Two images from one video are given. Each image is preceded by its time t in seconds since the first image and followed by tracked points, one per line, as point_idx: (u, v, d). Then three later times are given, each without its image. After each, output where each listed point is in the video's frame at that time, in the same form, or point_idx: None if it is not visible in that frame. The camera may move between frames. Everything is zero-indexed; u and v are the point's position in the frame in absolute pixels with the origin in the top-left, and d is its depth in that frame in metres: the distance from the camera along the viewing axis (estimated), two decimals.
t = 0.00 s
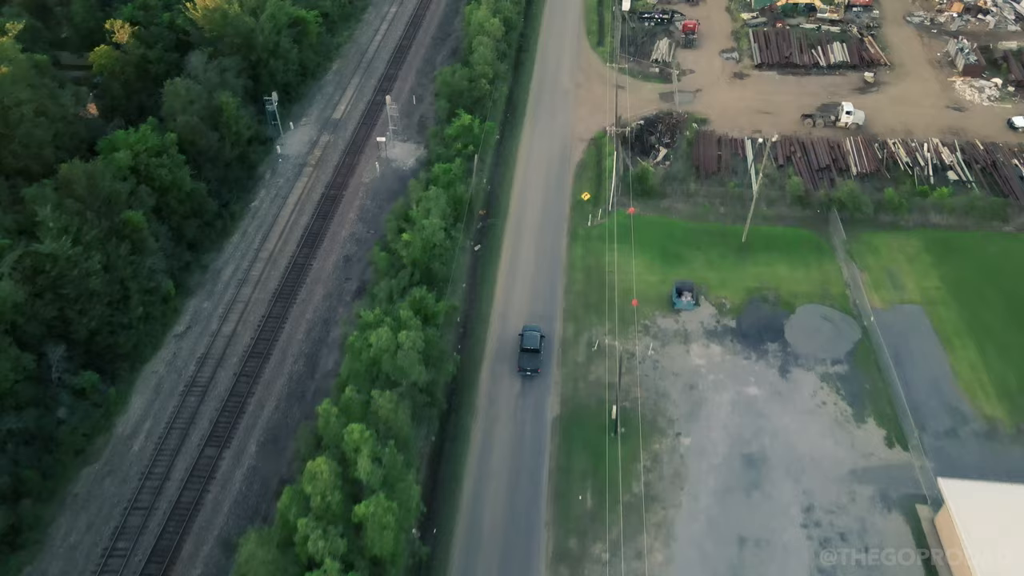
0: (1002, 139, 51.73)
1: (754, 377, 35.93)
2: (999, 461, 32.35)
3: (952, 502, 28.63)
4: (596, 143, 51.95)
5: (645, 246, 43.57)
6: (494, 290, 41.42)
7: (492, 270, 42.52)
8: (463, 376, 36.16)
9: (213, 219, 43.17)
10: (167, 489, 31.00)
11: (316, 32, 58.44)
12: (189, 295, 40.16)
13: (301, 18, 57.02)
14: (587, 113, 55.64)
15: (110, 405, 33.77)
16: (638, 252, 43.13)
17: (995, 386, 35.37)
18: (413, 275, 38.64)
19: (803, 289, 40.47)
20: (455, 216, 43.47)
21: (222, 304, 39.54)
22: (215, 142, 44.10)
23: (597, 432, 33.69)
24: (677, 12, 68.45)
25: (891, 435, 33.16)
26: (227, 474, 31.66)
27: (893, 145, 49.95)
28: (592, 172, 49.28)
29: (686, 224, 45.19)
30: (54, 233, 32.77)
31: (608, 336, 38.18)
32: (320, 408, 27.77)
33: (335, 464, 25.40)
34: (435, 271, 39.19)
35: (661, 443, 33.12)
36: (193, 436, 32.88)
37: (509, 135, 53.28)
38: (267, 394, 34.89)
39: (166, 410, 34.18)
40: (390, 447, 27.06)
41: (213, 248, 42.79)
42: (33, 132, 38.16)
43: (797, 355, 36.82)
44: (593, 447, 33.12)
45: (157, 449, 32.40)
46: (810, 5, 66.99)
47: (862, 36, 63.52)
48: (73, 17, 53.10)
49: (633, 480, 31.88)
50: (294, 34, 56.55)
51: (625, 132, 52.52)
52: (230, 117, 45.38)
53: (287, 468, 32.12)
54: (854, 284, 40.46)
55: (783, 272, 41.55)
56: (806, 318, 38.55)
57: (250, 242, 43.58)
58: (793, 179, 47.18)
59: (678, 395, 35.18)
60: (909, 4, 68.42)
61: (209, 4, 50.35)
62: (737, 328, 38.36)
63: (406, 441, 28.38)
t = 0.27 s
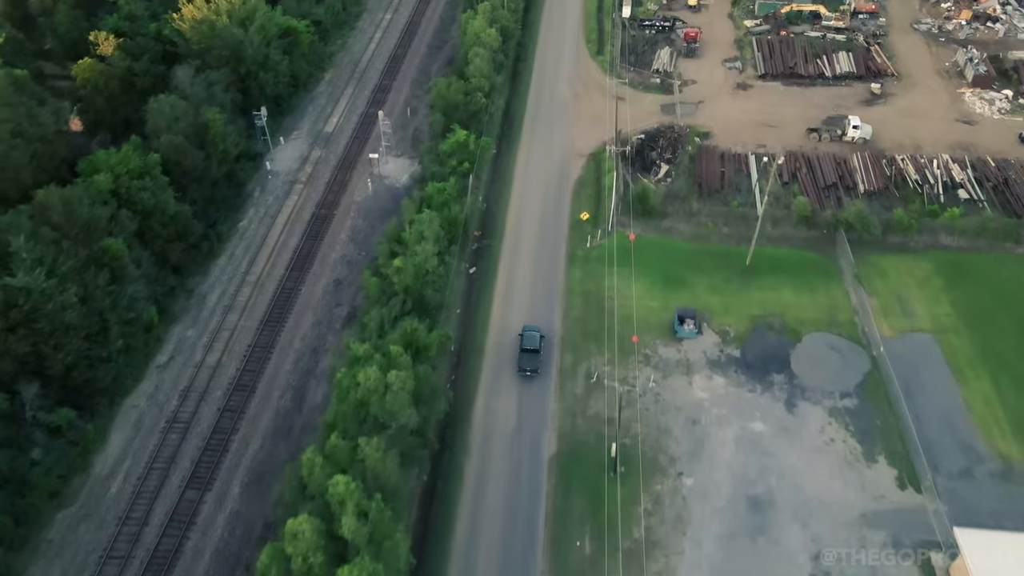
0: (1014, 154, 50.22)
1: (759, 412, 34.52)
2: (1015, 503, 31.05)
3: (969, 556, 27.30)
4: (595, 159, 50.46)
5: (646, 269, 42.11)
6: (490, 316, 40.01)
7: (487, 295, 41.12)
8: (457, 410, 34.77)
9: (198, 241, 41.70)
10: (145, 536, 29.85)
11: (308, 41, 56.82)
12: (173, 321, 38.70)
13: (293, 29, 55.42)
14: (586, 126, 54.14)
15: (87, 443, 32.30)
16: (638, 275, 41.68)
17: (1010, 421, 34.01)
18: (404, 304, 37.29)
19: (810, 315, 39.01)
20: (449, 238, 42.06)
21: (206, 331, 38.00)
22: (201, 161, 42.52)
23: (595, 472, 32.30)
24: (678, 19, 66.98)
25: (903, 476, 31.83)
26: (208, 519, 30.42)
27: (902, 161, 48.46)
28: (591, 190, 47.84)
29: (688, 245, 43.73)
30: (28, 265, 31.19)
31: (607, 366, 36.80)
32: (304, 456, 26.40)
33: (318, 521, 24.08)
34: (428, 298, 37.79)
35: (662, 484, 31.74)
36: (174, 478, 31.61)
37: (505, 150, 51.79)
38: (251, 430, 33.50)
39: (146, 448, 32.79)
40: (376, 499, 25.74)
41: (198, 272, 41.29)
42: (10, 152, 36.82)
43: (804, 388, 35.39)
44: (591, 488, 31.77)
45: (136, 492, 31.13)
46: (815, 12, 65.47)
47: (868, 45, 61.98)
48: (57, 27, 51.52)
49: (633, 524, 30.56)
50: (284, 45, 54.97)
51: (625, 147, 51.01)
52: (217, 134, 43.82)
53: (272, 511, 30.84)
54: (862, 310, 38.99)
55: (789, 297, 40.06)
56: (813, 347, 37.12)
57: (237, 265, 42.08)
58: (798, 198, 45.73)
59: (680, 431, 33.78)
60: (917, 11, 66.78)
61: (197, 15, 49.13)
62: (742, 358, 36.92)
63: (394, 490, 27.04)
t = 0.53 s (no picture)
0: None
1: (764, 449, 33.16)
2: None
3: None
4: (595, 175, 49.00)
5: (647, 293, 40.75)
6: (484, 345, 38.66)
7: (482, 322, 39.77)
8: (450, 447, 33.47)
9: (183, 265, 40.33)
10: None
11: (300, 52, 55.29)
12: (156, 351, 37.33)
13: (283, 39, 53.89)
14: (585, 141, 52.67)
15: (63, 485, 31.04)
16: (639, 301, 40.31)
17: None
18: (396, 334, 35.94)
19: (817, 344, 37.61)
20: (443, 263, 40.75)
21: (190, 362, 36.61)
22: (186, 182, 41.12)
23: (593, 514, 31.08)
24: (680, 28, 65.58)
25: (915, 520, 30.64)
26: (190, 567, 29.24)
27: (910, 179, 46.99)
28: (590, 209, 46.40)
29: (690, 268, 42.32)
30: None
31: (606, 400, 35.48)
32: (286, 509, 25.15)
33: None
34: (421, 328, 36.44)
35: (663, 529, 30.50)
36: (154, 522, 30.36)
37: (502, 166, 50.37)
38: (236, 470, 32.25)
39: (125, 490, 31.50)
40: (362, 557, 24.51)
41: (183, 298, 39.92)
42: None
43: (810, 424, 34.03)
44: (590, 533, 30.53)
45: (113, 538, 29.89)
46: (820, 20, 63.89)
47: (874, 54, 60.41)
48: (39, 38, 49.94)
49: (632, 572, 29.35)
50: (275, 56, 53.45)
51: (625, 163, 49.54)
52: (203, 153, 42.40)
53: (256, 558, 29.65)
54: (871, 339, 37.61)
55: (795, 324, 38.67)
56: (820, 380, 35.77)
57: (223, 290, 40.71)
58: (803, 219, 44.25)
59: (682, 471, 32.50)
60: (924, 19, 65.68)
61: (184, 27, 48.01)
62: (746, 391, 35.55)
63: (382, 544, 25.81)
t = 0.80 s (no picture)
0: None
1: (770, 490, 31.83)
2: None
3: None
4: (594, 193, 47.58)
5: (647, 320, 39.38)
6: (479, 376, 37.32)
7: (477, 351, 38.41)
8: (442, 489, 32.23)
9: (167, 292, 38.93)
10: None
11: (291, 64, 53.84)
12: (138, 383, 35.93)
13: (274, 51, 52.45)
14: (584, 156, 51.23)
15: (37, 531, 29.78)
16: (639, 329, 38.94)
17: None
18: (386, 367, 34.62)
19: (824, 375, 36.21)
20: (436, 289, 39.42)
21: (173, 395, 35.22)
22: (170, 205, 39.69)
23: (592, 561, 29.84)
24: (681, 36, 64.19)
25: (927, 568, 29.43)
26: None
27: (919, 197, 45.59)
28: (589, 229, 45.01)
29: (692, 292, 40.94)
30: None
31: (605, 435, 34.14)
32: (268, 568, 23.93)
33: None
34: (413, 360, 35.13)
35: None
36: (131, 571, 29.14)
37: (498, 183, 48.97)
38: (218, 513, 30.98)
39: (102, 536, 30.19)
40: None
41: (166, 325, 38.49)
42: None
43: (818, 463, 32.69)
44: None
45: None
46: (825, 29, 62.44)
47: (881, 64, 58.95)
48: (22, 52, 48.39)
49: None
50: (265, 69, 52.04)
51: (625, 181, 48.11)
52: (188, 175, 40.95)
53: None
54: (880, 369, 36.27)
55: (801, 354, 37.29)
56: (827, 414, 34.43)
57: (209, 316, 39.29)
58: (809, 241, 42.85)
59: (684, 514, 31.21)
60: (931, 27, 64.40)
61: (170, 41, 46.80)
62: (751, 426, 34.20)
63: None
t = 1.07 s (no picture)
0: None
1: (776, 535, 30.58)
2: None
3: None
4: (593, 213, 46.20)
5: (648, 349, 38.07)
6: (473, 409, 36.02)
7: (471, 382, 37.11)
8: (434, 536, 31.11)
9: (150, 320, 37.56)
10: None
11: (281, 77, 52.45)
12: (119, 417, 34.58)
13: (264, 64, 51.06)
14: (583, 173, 49.80)
15: None
16: (639, 359, 37.58)
17: None
18: (377, 403, 33.29)
19: (831, 409, 34.89)
20: (429, 317, 38.12)
21: (155, 430, 33.89)
22: (153, 229, 38.32)
23: None
24: (682, 46, 62.75)
25: None
26: None
27: (929, 218, 44.19)
28: (587, 251, 43.66)
29: (694, 319, 39.57)
30: None
31: (604, 475, 32.86)
32: None
33: None
34: (404, 395, 33.82)
35: None
36: None
37: (495, 201, 47.57)
38: (200, 560, 29.77)
39: None
40: None
41: (150, 355, 37.12)
42: None
43: (826, 505, 31.45)
44: None
45: None
46: (830, 38, 60.99)
47: (888, 75, 57.51)
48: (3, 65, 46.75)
49: None
50: (254, 83, 50.60)
51: (625, 200, 46.71)
52: (172, 197, 39.55)
53: None
54: (889, 403, 34.99)
55: (807, 386, 35.97)
56: (834, 452, 33.13)
57: (194, 345, 37.94)
58: (815, 265, 41.45)
59: (686, 561, 29.98)
60: (939, 36, 63.06)
61: (156, 54, 45.43)
62: (756, 465, 32.92)
63: None
